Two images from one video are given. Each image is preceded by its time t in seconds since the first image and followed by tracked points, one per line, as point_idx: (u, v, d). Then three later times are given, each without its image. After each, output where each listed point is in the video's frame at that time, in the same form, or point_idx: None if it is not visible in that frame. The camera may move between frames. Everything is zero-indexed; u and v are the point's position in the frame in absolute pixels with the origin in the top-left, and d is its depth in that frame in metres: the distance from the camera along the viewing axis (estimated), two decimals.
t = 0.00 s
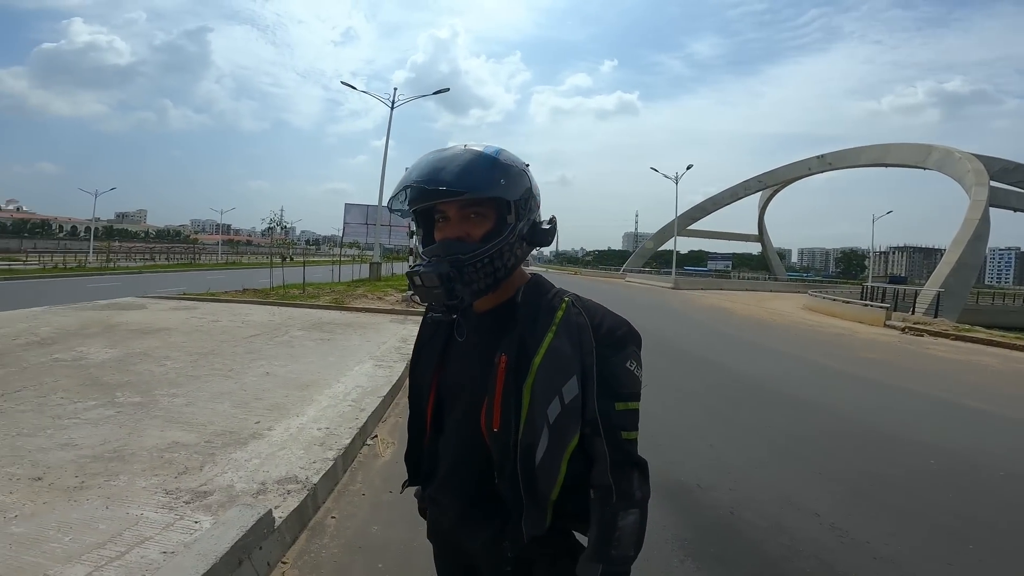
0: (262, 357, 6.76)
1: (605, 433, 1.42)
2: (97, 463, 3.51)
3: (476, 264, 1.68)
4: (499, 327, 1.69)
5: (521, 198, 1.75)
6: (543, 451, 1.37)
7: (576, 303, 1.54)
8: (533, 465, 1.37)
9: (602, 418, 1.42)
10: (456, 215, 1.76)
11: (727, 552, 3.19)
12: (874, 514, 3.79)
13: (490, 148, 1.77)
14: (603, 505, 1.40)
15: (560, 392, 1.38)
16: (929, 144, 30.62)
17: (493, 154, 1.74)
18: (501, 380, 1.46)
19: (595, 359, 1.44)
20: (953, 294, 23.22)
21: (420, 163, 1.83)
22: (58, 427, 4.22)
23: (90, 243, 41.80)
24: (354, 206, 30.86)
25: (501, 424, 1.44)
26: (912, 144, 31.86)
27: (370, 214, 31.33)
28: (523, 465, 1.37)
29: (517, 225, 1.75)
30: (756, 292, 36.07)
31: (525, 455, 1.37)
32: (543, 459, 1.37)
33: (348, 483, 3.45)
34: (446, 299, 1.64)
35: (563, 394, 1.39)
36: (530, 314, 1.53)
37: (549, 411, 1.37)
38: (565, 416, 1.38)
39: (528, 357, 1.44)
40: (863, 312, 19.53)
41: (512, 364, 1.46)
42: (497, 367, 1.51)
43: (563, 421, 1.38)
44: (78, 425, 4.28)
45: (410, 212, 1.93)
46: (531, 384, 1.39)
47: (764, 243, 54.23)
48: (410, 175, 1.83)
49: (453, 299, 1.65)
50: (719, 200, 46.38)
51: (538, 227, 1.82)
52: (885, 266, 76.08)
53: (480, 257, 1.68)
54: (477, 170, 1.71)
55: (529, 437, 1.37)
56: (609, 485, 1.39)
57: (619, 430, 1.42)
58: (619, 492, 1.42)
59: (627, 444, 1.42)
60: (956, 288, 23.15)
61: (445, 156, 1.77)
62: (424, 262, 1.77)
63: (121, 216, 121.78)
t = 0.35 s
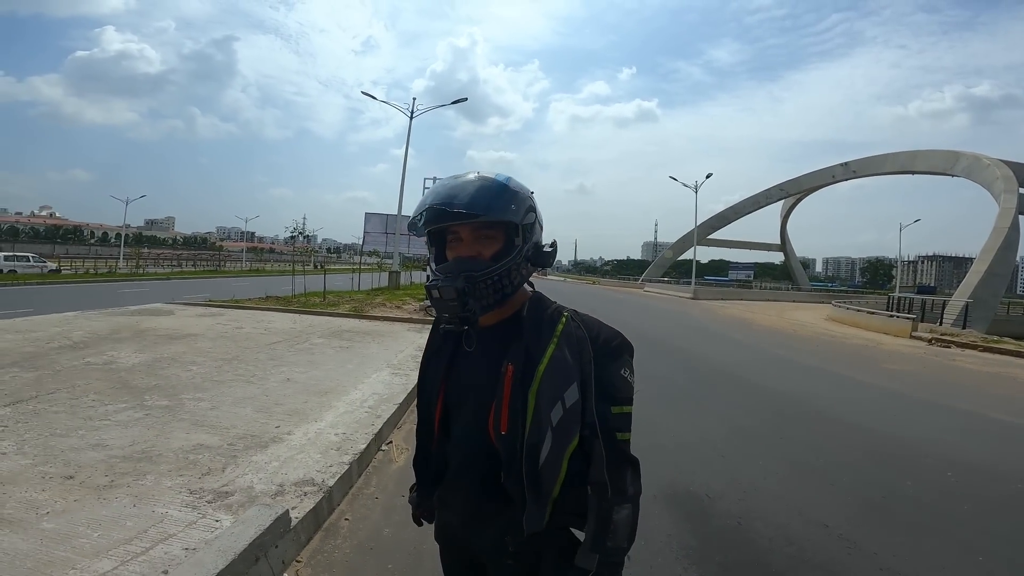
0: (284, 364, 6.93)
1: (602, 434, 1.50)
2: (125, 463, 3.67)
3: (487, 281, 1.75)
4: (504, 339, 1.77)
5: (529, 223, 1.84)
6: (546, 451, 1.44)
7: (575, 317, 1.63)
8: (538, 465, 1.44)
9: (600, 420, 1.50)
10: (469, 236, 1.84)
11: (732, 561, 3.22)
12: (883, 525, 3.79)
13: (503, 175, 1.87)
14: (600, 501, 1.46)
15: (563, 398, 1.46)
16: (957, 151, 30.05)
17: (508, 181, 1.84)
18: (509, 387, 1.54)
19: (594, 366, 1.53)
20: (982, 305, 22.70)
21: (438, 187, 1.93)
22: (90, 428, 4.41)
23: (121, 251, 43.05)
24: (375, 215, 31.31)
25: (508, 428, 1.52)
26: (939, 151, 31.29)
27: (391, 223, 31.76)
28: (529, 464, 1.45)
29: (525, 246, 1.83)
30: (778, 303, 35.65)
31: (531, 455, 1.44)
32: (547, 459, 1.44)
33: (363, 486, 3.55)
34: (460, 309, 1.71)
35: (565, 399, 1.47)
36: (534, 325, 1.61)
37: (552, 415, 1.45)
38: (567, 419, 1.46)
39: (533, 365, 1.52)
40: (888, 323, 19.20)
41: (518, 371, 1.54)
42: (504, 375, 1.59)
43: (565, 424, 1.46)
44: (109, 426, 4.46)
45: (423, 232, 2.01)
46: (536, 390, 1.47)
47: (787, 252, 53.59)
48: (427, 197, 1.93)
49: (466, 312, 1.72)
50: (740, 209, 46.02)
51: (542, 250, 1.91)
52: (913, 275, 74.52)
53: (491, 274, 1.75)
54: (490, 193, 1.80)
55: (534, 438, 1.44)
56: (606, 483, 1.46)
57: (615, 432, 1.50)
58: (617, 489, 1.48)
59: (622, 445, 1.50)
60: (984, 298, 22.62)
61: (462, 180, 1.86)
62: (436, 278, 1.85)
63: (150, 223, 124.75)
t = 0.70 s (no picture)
0: (284, 369, 6.92)
1: (627, 449, 1.46)
2: (121, 465, 3.64)
3: (522, 293, 1.67)
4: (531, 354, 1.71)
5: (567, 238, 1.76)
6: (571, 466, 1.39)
7: (602, 334, 1.60)
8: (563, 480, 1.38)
9: (625, 436, 1.46)
10: (506, 246, 1.77)
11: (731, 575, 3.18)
12: (885, 541, 3.74)
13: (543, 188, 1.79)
14: (618, 515, 1.42)
15: (591, 412, 1.42)
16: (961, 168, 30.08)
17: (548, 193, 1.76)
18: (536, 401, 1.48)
19: (621, 382, 1.50)
20: (985, 324, 22.63)
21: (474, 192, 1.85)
22: (87, 428, 4.39)
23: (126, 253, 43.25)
24: (379, 223, 31.40)
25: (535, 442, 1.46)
26: (943, 169, 31.34)
27: (394, 231, 31.86)
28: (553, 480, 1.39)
29: (560, 263, 1.76)
30: (779, 319, 35.58)
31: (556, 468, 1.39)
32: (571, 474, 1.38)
33: (360, 493, 3.52)
34: (494, 320, 1.64)
35: (592, 414, 1.43)
36: (562, 339, 1.57)
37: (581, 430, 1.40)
38: (594, 434, 1.41)
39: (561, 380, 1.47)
40: (890, 341, 19.13)
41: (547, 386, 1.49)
42: (529, 389, 1.55)
43: (592, 439, 1.41)
44: (106, 427, 4.44)
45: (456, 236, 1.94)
46: (565, 404, 1.42)
47: (790, 268, 53.58)
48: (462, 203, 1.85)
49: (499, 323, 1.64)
50: (743, 225, 46.08)
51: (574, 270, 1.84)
52: (916, 294, 74.32)
53: (528, 287, 1.67)
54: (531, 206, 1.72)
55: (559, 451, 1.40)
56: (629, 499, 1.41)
57: (639, 448, 1.46)
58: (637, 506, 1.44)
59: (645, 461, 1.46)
60: (987, 317, 22.53)
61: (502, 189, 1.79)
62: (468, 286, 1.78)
63: (156, 226, 125.39)
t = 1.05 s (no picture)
0: (265, 375, 6.78)
1: (679, 475, 1.51)
2: (100, 477, 3.52)
3: (579, 316, 1.73)
4: (584, 377, 1.77)
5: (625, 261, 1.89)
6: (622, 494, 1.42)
7: (657, 359, 1.62)
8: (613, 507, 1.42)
9: (678, 462, 1.51)
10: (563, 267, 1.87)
11: None
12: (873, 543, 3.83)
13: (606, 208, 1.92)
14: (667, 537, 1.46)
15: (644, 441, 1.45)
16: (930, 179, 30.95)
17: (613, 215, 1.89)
18: (585, 429, 1.49)
19: (675, 411, 1.53)
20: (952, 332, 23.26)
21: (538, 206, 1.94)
22: (61, 438, 4.23)
23: (97, 252, 42.20)
24: (359, 226, 31.13)
25: (584, 469, 1.45)
26: (912, 180, 32.22)
27: (376, 235, 31.63)
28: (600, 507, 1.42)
29: (616, 285, 1.85)
30: (754, 325, 36.15)
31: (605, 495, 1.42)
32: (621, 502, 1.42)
33: (353, 505, 3.47)
34: (552, 342, 1.64)
35: (645, 442, 1.46)
36: (615, 364, 1.59)
37: (633, 459, 1.43)
38: (645, 463, 1.44)
39: (613, 407, 1.49)
40: (862, 348, 19.56)
41: (598, 412, 1.51)
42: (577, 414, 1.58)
43: (643, 466, 1.45)
44: (81, 437, 4.29)
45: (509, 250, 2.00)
46: (617, 432, 1.44)
47: (763, 275, 54.51)
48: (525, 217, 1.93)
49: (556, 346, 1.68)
50: (719, 232, 46.78)
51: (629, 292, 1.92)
52: (884, 301, 76.16)
53: (585, 311, 1.74)
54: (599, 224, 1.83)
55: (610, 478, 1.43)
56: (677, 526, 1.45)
57: (692, 473, 1.52)
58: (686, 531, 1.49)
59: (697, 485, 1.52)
60: (954, 325, 23.17)
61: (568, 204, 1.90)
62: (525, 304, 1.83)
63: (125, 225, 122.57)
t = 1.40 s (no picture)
0: (198, 376, 6.36)
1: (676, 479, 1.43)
2: (15, 492, 3.14)
3: (574, 306, 1.77)
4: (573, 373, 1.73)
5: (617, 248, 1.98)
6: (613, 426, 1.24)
7: (650, 355, 1.57)
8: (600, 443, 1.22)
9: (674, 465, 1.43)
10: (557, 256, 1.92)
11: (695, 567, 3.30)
12: (824, 527, 4.01)
13: (599, 192, 2.01)
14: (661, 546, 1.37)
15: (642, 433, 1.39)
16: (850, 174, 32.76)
17: (606, 200, 1.98)
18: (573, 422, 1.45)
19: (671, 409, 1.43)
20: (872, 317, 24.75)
21: (531, 192, 1.99)
22: None
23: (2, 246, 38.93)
24: (295, 218, 30.05)
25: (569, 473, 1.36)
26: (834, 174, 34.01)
27: (315, 226, 30.62)
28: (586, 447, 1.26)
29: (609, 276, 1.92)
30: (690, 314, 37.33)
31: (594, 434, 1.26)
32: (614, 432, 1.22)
33: (306, 510, 3.26)
34: (546, 335, 1.70)
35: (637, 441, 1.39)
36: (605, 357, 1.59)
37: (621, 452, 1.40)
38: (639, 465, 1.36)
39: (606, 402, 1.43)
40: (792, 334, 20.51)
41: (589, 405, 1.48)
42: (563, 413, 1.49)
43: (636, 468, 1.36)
44: None
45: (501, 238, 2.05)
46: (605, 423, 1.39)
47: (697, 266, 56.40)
48: (520, 202, 1.98)
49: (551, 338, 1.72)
50: (656, 224, 48.00)
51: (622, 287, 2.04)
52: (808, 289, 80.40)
53: (581, 301, 1.78)
54: (595, 209, 1.91)
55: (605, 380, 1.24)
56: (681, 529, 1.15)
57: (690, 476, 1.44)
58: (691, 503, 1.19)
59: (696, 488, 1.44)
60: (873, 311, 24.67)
61: (561, 187, 1.96)
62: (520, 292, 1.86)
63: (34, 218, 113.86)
